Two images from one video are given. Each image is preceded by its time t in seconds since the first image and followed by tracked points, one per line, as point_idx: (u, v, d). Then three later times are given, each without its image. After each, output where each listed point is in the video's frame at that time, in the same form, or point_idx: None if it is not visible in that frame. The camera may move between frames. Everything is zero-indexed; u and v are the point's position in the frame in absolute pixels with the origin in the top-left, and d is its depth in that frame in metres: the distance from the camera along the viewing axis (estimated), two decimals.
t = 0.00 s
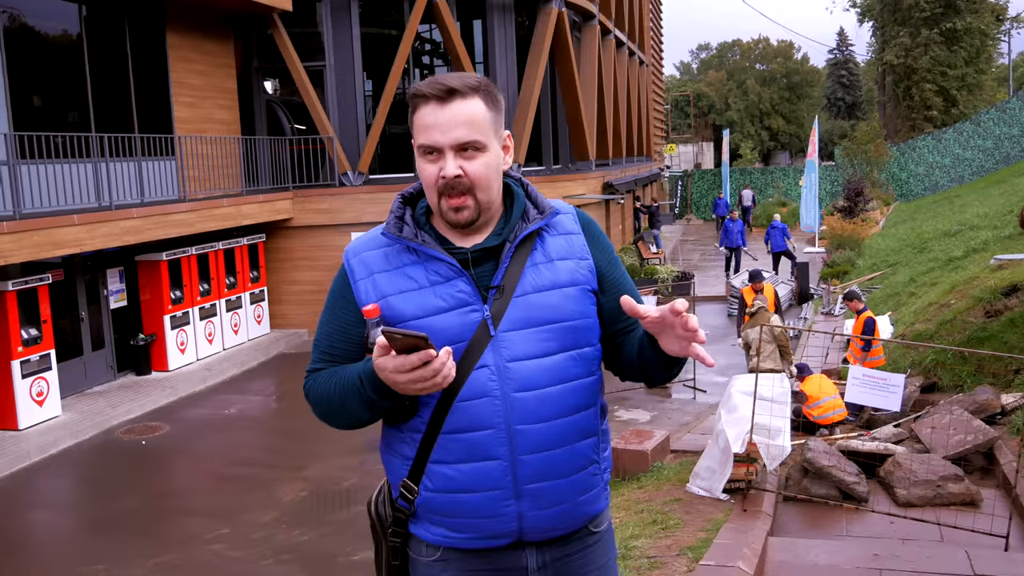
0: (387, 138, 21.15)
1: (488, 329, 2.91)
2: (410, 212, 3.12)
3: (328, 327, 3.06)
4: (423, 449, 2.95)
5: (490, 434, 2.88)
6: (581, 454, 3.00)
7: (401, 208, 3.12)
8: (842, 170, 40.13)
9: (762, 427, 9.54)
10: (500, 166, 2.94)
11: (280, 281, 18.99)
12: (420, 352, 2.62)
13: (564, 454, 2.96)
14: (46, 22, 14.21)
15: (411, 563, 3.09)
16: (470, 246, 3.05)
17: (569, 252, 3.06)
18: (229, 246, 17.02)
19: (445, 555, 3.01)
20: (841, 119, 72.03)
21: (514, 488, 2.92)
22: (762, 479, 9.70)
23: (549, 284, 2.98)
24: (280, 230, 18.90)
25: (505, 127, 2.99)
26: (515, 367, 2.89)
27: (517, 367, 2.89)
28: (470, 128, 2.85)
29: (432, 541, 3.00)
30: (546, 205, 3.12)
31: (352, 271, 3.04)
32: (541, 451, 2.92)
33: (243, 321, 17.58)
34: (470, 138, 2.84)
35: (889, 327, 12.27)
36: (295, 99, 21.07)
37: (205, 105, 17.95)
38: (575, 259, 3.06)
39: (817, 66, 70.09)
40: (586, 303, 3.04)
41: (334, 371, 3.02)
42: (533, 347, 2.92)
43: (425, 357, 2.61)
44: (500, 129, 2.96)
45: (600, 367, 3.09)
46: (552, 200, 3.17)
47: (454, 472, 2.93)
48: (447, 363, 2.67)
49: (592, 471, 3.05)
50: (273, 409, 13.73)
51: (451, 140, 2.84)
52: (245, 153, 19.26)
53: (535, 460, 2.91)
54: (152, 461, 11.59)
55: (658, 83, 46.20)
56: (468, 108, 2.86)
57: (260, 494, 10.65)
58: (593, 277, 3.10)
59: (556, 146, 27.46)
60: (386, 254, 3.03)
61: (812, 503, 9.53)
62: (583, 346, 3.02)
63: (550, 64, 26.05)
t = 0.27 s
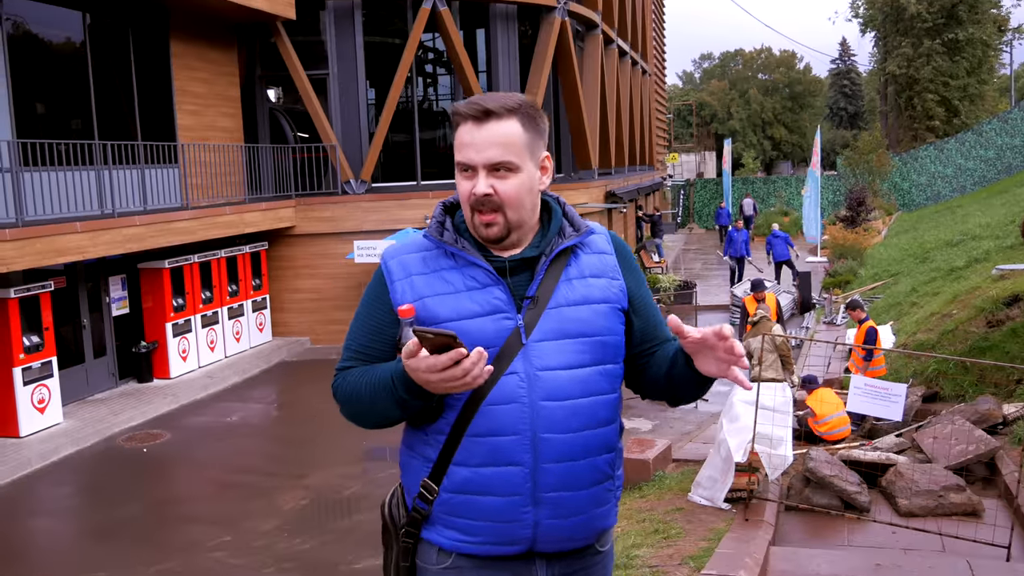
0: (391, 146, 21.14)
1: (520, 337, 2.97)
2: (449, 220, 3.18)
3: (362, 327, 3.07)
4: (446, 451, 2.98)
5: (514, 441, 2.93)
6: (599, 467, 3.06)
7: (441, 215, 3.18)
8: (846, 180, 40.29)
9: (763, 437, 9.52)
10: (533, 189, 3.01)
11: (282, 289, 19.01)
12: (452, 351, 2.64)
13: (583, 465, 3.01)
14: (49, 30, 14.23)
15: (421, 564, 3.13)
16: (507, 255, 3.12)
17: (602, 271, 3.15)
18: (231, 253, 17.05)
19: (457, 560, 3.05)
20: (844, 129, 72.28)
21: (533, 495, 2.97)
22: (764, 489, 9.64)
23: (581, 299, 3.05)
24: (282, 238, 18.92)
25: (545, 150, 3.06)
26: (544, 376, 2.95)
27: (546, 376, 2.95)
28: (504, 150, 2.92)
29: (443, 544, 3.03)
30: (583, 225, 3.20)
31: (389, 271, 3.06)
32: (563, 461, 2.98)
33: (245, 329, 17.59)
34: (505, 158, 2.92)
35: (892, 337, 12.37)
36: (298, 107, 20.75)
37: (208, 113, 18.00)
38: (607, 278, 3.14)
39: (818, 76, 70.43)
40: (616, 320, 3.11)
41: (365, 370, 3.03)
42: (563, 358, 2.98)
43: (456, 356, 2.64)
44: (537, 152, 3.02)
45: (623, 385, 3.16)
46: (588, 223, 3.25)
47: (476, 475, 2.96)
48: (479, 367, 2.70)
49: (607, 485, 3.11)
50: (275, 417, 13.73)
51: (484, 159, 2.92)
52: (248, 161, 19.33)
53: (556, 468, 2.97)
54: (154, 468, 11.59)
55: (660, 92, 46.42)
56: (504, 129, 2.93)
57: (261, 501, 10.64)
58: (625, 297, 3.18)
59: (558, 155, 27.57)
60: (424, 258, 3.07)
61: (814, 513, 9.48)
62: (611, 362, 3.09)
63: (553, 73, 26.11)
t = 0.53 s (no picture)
0: (389, 150, 21.19)
1: (541, 339, 3.02)
2: (485, 221, 3.25)
3: (391, 314, 3.14)
4: (458, 443, 3.02)
5: (526, 440, 2.97)
6: (607, 472, 3.09)
7: (478, 216, 3.26)
8: (842, 188, 40.46)
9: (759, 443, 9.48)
10: (570, 203, 3.08)
11: (279, 292, 19.00)
12: (479, 352, 2.70)
13: (591, 469, 3.04)
14: (46, 31, 14.20)
15: (425, 553, 3.13)
16: (536, 261, 3.17)
17: (625, 285, 3.19)
18: (228, 256, 17.03)
19: (460, 549, 3.06)
20: (840, 137, 72.54)
21: (540, 494, 3.00)
22: (759, 495, 9.63)
23: (604, 310, 3.10)
24: (279, 242, 18.90)
25: (585, 166, 3.14)
26: (561, 379, 2.99)
27: (562, 380, 2.99)
28: (545, 162, 2.99)
29: (449, 532, 3.05)
30: (612, 241, 3.24)
31: (421, 264, 3.13)
32: (571, 462, 3.01)
33: (241, 332, 17.56)
34: (546, 171, 2.99)
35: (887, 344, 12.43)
36: (297, 111, 20.54)
37: (206, 116, 17.99)
38: (629, 293, 3.18)
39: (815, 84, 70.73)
40: (635, 333, 3.15)
41: (390, 358, 3.08)
42: (581, 364, 3.03)
43: (483, 357, 2.70)
44: (577, 167, 3.09)
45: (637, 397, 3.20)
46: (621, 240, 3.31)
47: (486, 469, 2.99)
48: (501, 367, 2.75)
49: (612, 490, 3.14)
50: (271, 421, 13.71)
51: (526, 170, 3.00)
52: (246, 164, 19.32)
53: (564, 470, 3.00)
54: (149, 472, 11.56)
55: (658, 99, 46.61)
56: (549, 142, 3.00)
57: (257, 505, 10.63)
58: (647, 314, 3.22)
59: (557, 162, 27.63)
60: (456, 255, 3.14)
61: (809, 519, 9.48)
62: (627, 373, 3.13)
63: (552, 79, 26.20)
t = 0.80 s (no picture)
0: (383, 150, 21.15)
1: (544, 336, 3.03)
2: (498, 216, 3.29)
3: (398, 302, 3.15)
4: (455, 435, 3.04)
5: (522, 434, 2.98)
6: (601, 471, 3.09)
7: (491, 211, 3.30)
8: (836, 190, 40.58)
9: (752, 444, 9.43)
10: (584, 201, 3.12)
11: (272, 292, 18.96)
12: (487, 359, 2.70)
13: (586, 468, 3.05)
14: (39, 29, 14.12)
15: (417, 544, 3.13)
16: (546, 257, 3.19)
17: (630, 289, 3.21)
18: (221, 255, 16.98)
19: (453, 541, 3.05)
20: (834, 139, 72.77)
21: (534, 489, 3.00)
22: (751, 496, 9.66)
23: (608, 312, 3.12)
24: (272, 241, 18.86)
25: (601, 165, 3.19)
26: (561, 375, 3.00)
27: (561, 377, 3.00)
28: (564, 158, 3.03)
29: (443, 524, 3.05)
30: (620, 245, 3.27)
31: (432, 254, 3.15)
32: (567, 459, 3.01)
33: (234, 332, 17.52)
34: (563, 167, 3.03)
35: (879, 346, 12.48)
36: (291, 110, 20.43)
37: (199, 115, 17.93)
38: (633, 297, 3.20)
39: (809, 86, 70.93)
40: (637, 337, 3.16)
41: (394, 346, 3.10)
42: (582, 363, 3.04)
43: (490, 370, 2.70)
44: (593, 167, 3.14)
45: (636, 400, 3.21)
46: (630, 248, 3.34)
47: (482, 462, 3.00)
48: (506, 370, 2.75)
49: (607, 491, 3.13)
50: (264, 421, 13.69)
51: (545, 164, 3.03)
52: (240, 163, 19.27)
53: (559, 466, 3.00)
54: (141, 472, 11.52)
55: (652, 101, 46.71)
56: (568, 139, 3.05)
57: (250, 505, 10.61)
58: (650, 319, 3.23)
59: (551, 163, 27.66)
60: (467, 248, 3.16)
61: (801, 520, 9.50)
62: (628, 375, 3.14)
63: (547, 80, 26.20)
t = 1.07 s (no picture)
0: (374, 145, 21.12)
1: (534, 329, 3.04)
2: (488, 210, 3.31)
3: (390, 297, 3.16)
4: (445, 429, 3.04)
5: (511, 427, 2.98)
6: (591, 465, 3.08)
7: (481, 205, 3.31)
8: (828, 184, 40.66)
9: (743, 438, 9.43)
10: (574, 194, 3.11)
11: (264, 287, 18.92)
12: (491, 354, 2.71)
13: (575, 462, 3.04)
14: (27, 23, 14.04)
15: (410, 538, 3.13)
16: (536, 251, 3.20)
17: (622, 282, 3.20)
18: (212, 250, 16.95)
19: (444, 534, 3.06)
20: (826, 133, 72.90)
21: (524, 482, 3.00)
22: (743, 489, 9.65)
23: (598, 306, 3.12)
24: (264, 237, 18.82)
25: (592, 158, 3.18)
26: (550, 368, 3.00)
27: (551, 370, 3.00)
28: (556, 152, 3.02)
29: (434, 519, 3.05)
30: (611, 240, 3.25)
31: (424, 249, 3.17)
32: (556, 452, 3.01)
33: (226, 327, 17.50)
34: (555, 160, 3.02)
35: (870, 341, 12.54)
36: (282, 105, 20.54)
37: (190, 110, 17.88)
38: (624, 291, 3.20)
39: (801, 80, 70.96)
40: (628, 331, 3.16)
41: (387, 341, 3.10)
42: (572, 356, 3.04)
43: (495, 363, 2.71)
44: (584, 160, 3.14)
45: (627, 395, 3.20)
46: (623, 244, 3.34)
47: (472, 455, 3.01)
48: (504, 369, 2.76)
49: (598, 485, 3.13)
50: (256, 416, 13.69)
51: (535, 158, 3.02)
52: (231, 158, 19.22)
53: (548, 459, 3.00)
54: (133, 467, 11.51)
55: (644, 96, 46.75)
56: (559, 133, 3.04)
57: (242, 500, 10.61)
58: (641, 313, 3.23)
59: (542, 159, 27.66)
60: (458, 242, 3.18)
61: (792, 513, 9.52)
62: (617, 369, 3.12)
63: (539, 75, 26.17)
